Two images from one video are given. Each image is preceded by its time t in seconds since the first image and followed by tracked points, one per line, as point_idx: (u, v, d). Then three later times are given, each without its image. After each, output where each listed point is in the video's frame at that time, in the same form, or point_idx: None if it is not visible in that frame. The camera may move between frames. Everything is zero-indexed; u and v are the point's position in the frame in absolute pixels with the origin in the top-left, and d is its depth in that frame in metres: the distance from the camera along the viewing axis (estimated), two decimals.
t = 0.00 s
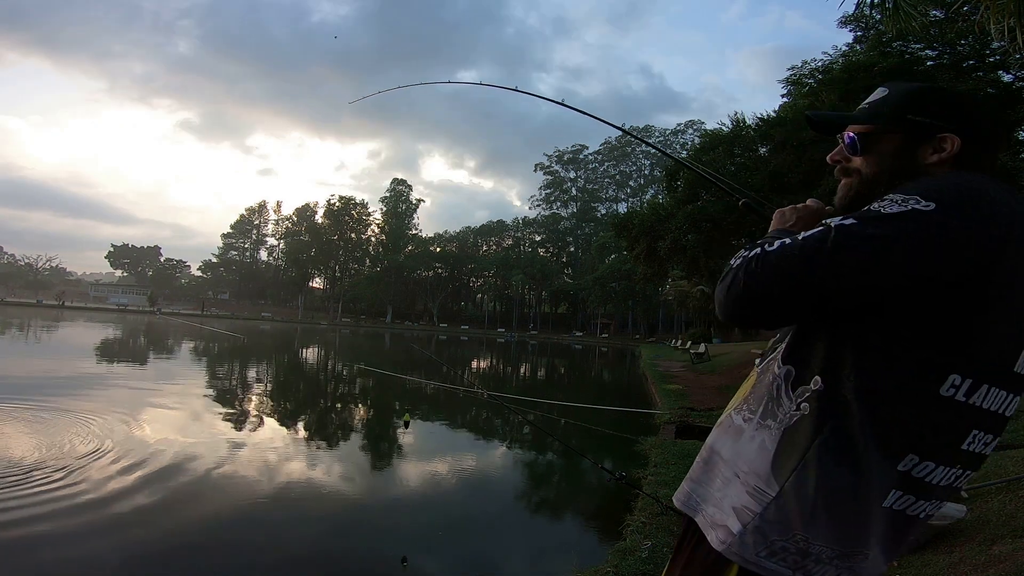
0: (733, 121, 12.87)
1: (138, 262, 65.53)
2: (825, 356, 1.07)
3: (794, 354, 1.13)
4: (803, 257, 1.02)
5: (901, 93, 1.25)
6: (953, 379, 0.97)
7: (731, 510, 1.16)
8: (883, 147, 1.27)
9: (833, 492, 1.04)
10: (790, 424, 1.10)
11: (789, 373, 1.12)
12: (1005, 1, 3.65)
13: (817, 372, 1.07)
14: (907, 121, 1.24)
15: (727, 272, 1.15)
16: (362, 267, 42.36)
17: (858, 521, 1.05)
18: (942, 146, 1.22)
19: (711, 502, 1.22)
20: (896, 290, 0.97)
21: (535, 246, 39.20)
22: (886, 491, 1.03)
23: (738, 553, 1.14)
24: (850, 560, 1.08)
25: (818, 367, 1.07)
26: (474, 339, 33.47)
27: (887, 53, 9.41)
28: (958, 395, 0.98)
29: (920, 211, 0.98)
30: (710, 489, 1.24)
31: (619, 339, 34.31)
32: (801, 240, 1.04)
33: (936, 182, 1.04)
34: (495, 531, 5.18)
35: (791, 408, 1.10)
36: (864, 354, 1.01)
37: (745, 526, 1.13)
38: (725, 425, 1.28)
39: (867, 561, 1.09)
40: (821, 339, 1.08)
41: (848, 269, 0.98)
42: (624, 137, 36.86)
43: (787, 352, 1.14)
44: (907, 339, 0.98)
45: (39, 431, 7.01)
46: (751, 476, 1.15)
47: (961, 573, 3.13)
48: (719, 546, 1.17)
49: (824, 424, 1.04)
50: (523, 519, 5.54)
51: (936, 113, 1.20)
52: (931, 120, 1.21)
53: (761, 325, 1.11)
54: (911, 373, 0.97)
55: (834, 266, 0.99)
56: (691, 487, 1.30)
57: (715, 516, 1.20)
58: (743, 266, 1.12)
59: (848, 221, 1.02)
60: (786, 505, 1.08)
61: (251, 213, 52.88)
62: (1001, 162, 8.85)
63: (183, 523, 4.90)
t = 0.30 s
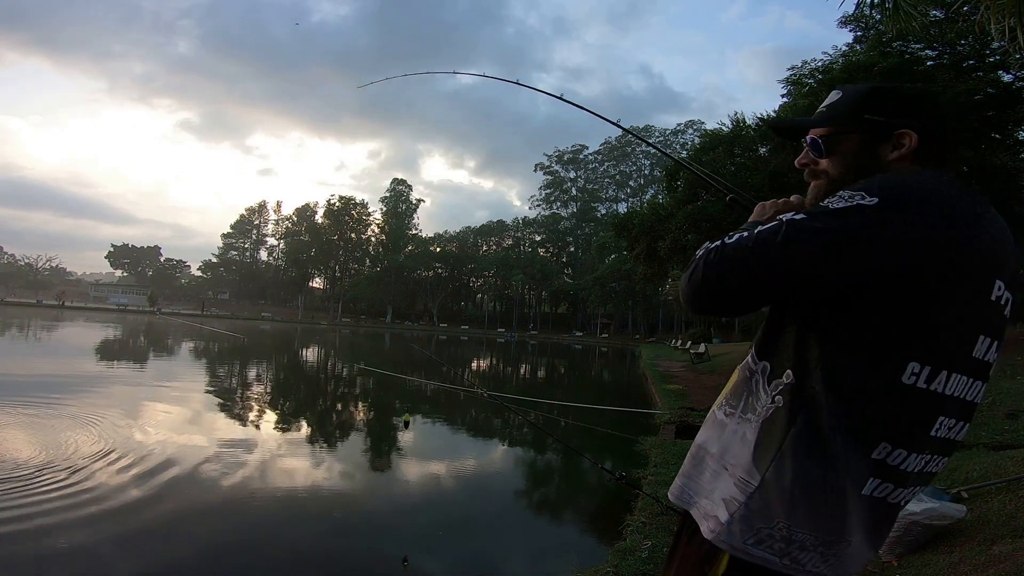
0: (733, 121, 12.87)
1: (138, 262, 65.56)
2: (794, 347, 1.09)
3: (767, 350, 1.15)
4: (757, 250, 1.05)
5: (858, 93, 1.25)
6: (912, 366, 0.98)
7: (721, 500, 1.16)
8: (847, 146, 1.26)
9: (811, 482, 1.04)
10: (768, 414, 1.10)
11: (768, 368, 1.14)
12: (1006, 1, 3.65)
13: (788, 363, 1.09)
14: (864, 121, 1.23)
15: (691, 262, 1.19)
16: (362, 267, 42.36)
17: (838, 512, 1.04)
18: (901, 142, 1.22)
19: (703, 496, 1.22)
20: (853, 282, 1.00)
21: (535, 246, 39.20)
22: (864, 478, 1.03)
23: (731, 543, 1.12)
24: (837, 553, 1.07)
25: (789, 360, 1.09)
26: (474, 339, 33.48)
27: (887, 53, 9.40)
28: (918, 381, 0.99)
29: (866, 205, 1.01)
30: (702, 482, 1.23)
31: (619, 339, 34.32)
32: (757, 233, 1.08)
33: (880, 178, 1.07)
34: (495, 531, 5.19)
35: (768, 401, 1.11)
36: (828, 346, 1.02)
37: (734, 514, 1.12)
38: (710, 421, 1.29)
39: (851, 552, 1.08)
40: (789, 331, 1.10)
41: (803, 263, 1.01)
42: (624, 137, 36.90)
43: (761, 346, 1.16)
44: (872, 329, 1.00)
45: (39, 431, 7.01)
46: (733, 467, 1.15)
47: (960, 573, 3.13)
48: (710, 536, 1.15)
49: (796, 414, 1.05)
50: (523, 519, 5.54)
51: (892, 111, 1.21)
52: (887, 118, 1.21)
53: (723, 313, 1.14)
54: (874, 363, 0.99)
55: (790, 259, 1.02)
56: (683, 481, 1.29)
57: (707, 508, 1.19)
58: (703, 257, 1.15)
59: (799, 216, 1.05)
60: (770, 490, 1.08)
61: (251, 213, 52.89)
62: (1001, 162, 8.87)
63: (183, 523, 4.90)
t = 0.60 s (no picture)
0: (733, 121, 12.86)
1: (138, 262, 65.61)
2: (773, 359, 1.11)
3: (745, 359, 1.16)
4: (766, 311, 1.01)
5: (784, 108, 1.28)
6: (880, 363, 1.04)
7: (720, 500, 1.16)
8: (776, 159, 1.28)
9: (806, 482, 1.06)
10: (750, 418, 1.13)
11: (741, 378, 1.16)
12: (1005, 2, 3.64)
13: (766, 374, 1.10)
14: (793, 134, 1.26)
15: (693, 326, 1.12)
16: (362, 267, 42.36)
17: (825, 503, 1.07)
18: (826, 150, 1.25)
19: (699, 494, 1.23)
20: (837, 298, 1.02)
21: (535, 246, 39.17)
22: (850, 471, 1.07)
23: (736, 534, 1.13)
24: (829, 537, 1.10)
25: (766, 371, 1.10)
26: (474, 339, 33.49)
27: (887, 53, 9.40)
28: (885, 376, 1.05)
29: (836, 238, 1.03)
30: (695, 481, 1.24)
31: (619, 339, 34.32)
32: (754, 293, 1.03)
33: (821, 208, 1.10)
34: (495, 531, 5.19)
35: (750, 407, 1.13)
36: (815, 359, 1.04)
37: (734, 509, 1.13)
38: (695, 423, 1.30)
39: (839, 538, 1.12)
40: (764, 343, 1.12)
41: (794, 301, 1.01)
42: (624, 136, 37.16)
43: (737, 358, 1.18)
44: (850, 335, 1.03)
45: (39, 431, 7.01)
46: (726, 469, 1.16)
47: (960, 574, 3.13)
48: (714, 531, 1.16)
49: (781, 422, 1.07)
50: (523, 519, 5.54)
51: (817, 123, 1.24)
52: (812, 130, 1.24)
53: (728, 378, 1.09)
54: (848, 370, 1.03)
55: (782, 303, 1.01)
56: (679, 482, 1.30)
57: (707, 507, 1.20)
58: (707, 333, 1.08)
59: (784, 265, 1.04)
60: (763, 487, 1.10)
61: (251, 213, 52.90)
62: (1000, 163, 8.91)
63: (182, 524, 4.89)
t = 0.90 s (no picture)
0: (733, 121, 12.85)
1: (138, 261, 65.53)
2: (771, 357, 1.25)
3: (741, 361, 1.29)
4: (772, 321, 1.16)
5: (733, 134, 1.49)
6: (849, 348, 1.25)
7: (747, 485, 1.26)
8: (731, 180, 1.47)
9: (815, 450, 1.23)
10: (758, 408, 1.25)
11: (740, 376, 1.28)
12: (1004, 2, 3.65)
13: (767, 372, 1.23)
14: (744, 156, 1.45)
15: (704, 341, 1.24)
16: (363, 267, 42.34)
17: (832, 458, 1.24)
18: (770, 171, 1.45)
19: (721, 487, 1.31)
20: (825, 298, 1.18)
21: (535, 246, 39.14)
22: (843, 434, 1.26)
23: (773, 508, 1.25)
24: (840, 488, 1.28)
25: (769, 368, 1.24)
26: (475, 339, 33.47)
27: (887, 53, 9.39)
28: (854, 356, 1.26)
29: (815, 255, 1.18)
30: (713, 477, 1.33)
31: (619, 339, 34.27)
32: (756, 306, 1.17)
33: (790, 231, 1.26)
34: (495, 531, 5.19)
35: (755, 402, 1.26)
36: (811, 350, 1.20)
37: (766, 489, 1.24)
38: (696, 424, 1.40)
39: (844, 489, 1.30)
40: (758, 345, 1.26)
41: (794, 308, 1.16)
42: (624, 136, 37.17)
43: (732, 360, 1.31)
44: (836, 327, 1.21)
45: (40, 431, 7.02)
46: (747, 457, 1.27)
47: (960, 573, 3.13)
48: (751, 512, 1.26)
49: (793, 406, 1.22)
50: (523, 519, 5.54)
51: (763, 148, 1.44)
52: (758, 153, 1.44)
53: (738, 377, 1.21)
54: (833, 353, 1.22)
55: (783, 308, 1.15)
56: (693, 479, 1.37)
57: (732, 496, 1.28)
58: (722, 348, 1.21)
59: (777, 281, 1.18)
60: (785, 462, 1.23)
61: (251, 213, 52.87)
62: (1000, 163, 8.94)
63: (183, 524, 4.90)
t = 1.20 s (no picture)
0: (733, 122, 12.84)
1: (138, 261, 65.53)
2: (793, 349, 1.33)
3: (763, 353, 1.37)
4: (797, 306, 1.23)
5: (747, 146, 1.52)
6: (866, 346, 1.32)
7: (766, 473, 1.34)
8: (748, 190, 1.50)
9: (831, 439, 1.31)
10: (779, 400, 1.33)
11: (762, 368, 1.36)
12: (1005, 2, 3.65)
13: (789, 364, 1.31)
14: (759, 167, 1.49)
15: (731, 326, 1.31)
16: (363, 266, 42.34)
17: (846, 452, 1.33)
18: (784, 181, 1.48)
19: (740, 475, 1.39)
20: (846, 295, 1.26)
21: (535, 246, 39.15)
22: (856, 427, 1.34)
23: (791, 495, 1.32)
24: (850, 479, 1.36)
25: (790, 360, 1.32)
26: (474, 339, 33.47)
27: (887, 53, 9.40)
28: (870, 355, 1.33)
29: (835, 252, 1.27)
30: (734, 466, 1.40)
31: (619, 339, 34.25)
32: (782, 291, 1.25)
33: (813, 231, 1.35)
34: (494, 531, 5.19)
35: (776, 392, 1.34)
36: (830, 344, 1.29)
37: (785, 478, 1.32)
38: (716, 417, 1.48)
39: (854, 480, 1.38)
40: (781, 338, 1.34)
41: (818, 300, 1.24)
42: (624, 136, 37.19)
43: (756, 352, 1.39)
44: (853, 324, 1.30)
45: (41, 431, 7.02)
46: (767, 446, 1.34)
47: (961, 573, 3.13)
48: (771, 500, 1.33)
49: (811, 397, 1.30)
50: (522, 519, 5.54)
51: (778, 159, 1.47)
52: (774, 164, 1.47)
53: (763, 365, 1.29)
54: (851, 349, 1.30)
55: (809, 299, 1.24)
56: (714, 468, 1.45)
57: (752, 483, 1.36)
58: (749, 325, 1.27)
59: (800, 269, 1.27)
60: (805, 454, 1.31)
61: (251, 213, 52.87)
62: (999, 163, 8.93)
63: (183, 523, 4.91)
